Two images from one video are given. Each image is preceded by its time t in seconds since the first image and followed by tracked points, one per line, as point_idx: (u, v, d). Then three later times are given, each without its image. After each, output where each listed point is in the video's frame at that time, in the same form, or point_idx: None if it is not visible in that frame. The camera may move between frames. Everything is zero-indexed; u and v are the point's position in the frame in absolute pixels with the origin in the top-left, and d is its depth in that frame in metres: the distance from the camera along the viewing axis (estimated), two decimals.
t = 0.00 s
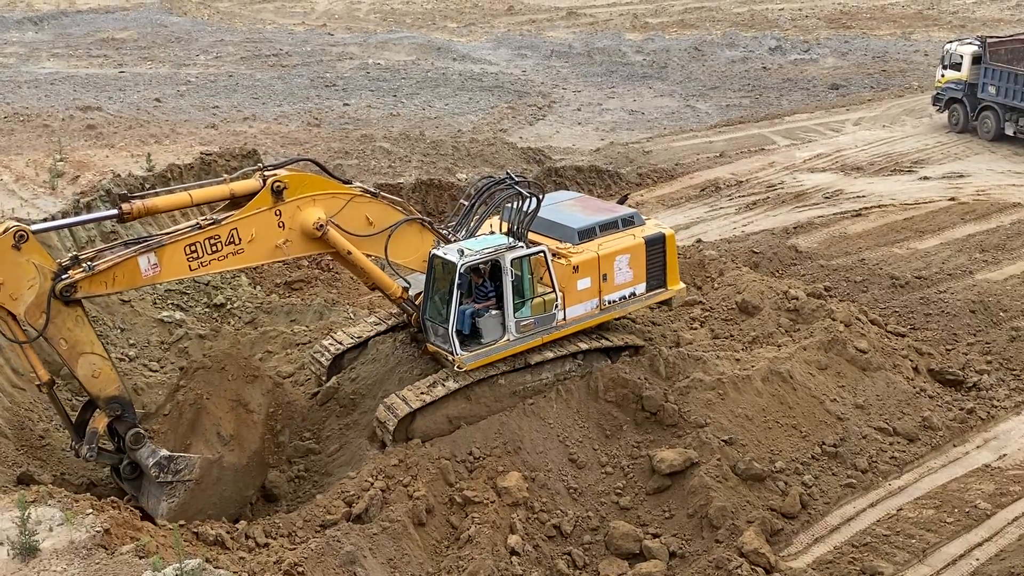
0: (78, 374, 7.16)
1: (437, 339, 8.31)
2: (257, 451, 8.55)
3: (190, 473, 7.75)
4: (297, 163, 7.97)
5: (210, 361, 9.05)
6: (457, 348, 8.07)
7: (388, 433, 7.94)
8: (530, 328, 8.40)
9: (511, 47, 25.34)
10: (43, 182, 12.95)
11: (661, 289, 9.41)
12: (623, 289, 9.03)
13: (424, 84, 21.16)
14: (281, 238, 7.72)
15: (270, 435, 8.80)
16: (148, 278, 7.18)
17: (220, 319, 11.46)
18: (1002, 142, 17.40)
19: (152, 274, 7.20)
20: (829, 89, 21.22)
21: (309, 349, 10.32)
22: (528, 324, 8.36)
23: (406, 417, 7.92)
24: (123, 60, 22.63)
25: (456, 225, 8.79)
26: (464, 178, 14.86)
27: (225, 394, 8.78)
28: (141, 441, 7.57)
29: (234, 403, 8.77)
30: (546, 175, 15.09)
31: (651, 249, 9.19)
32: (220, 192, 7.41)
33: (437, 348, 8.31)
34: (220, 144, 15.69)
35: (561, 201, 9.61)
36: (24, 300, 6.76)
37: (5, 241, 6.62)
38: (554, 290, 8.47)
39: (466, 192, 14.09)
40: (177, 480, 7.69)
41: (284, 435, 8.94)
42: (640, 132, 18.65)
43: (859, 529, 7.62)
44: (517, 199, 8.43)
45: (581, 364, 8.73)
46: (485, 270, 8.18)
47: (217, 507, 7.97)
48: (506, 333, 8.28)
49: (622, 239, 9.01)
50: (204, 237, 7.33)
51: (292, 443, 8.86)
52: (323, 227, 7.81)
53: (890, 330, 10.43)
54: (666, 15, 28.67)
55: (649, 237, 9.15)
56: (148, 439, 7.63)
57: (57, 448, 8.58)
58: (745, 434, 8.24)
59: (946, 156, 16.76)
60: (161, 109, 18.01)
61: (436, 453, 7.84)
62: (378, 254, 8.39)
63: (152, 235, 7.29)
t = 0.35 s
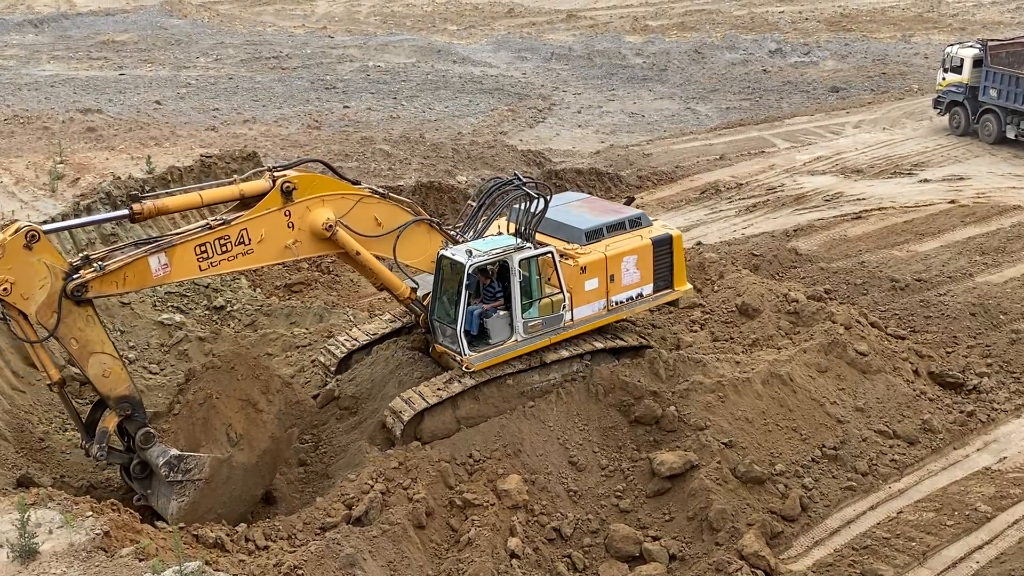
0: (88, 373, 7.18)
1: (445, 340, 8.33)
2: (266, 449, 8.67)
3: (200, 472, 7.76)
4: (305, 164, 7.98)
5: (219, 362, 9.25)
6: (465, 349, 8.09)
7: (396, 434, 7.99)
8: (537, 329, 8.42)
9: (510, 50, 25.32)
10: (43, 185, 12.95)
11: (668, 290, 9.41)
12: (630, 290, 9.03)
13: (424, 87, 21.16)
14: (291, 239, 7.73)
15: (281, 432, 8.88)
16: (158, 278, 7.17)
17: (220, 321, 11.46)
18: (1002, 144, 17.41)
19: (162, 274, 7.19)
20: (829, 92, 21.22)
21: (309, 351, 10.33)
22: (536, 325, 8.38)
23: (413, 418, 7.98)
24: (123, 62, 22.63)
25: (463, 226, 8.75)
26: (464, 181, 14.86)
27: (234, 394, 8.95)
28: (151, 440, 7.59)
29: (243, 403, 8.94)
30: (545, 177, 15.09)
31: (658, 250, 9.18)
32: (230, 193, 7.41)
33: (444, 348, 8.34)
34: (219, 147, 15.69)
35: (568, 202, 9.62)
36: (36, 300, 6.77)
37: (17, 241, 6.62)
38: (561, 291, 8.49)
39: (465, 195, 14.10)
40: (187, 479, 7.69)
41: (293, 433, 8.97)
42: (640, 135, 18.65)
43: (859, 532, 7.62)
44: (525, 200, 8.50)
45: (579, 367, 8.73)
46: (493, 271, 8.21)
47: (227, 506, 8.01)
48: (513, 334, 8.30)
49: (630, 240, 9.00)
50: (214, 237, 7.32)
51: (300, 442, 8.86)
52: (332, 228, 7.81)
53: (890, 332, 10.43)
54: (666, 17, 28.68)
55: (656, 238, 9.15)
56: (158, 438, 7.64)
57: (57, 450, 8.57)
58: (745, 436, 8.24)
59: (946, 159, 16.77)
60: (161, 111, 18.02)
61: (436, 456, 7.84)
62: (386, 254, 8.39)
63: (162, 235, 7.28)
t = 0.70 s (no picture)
0: (97, 374, 7.17)
1: (452, 340, 8.35)
2: (276, 450, 8.24)
3: (209, 471, 7.68)
4: (312, 166, 7.99)
5: (226, 360, 8.70)
6: (472, 349, 8.10)
7: (403, 433, 8.08)
8: (543, 329, 8.44)
9: (510, 52, 25.35)
10: (43, 187, 12.95)
11: (673, 291, 9.46)
12: (636, 291, 9.07)
13: (423, 89, 21.17)
14: (298, 240, 7.73)
15: (290, 434, 8.42)
16: (167, 279, 7.18)
17: (220, 323, 11.45)
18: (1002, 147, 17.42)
19: (171, 274, 7.19)
20: (829, 94, 21.23)
21: (309, 354, 10.33)
22: (542, 325, 8.40)
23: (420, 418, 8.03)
24: (123, 64, 22.66)
25: (471, 226, 8.86)
26: (464, 183, 14.87)
27: (242, 394, 8.45)
28: (160, 440, 7.57)
29: (251, 403, 8.43)
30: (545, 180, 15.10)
31: (663, 251, 9.22)
32: (238, 194, 7.41)
33: (451, 348, 8.36)
34: (219, 149, 15.70)
35: (574, 203, 9.66)
36: (45, 301, 6.76)
37: (26, 242, 6.60)
38: (568, 292, 8.49)
39: (465, 197, 14.10)
40: (196, 479, 7.62)
41: (301, 431, 8.64)
42: (640, 137, 18.66)
43: (859, 534, 7.61)
44: (530, 201, 8.45)
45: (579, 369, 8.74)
46: (499, 271, 8.19)
47: (236, 506, 7.83)
48: (520, 334, 8.32)
49: (635, 240, 9.05)
50: (222, 238, 7.32)
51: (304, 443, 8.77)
52: (340, 228, 7.83)
53: (890, 334, 10.43)
54: (666, 19, 28.72)
55: (662, 239, 9.18)
56: (167, 439, 7.62)
57: (57, 452, 8.56)
58: (745, 439, 8.23)
59: (946, 161, 16.78)
60: (161, 113, 18.03)
61: (436, 458, 7.84)
62: (393, 255, 8.40)
63: (170, 236, 7.29)
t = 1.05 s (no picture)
0: (104, 376, 7.18)
1: (457, 341, 8.43)
2: (281, 452, 8.47)
3: (215, 473, 7.73)
4: (318, 167, 7.98)
5: (233, 362, 8.93)
6: (477, 350, 8.18)
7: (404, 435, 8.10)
8: (548, 329, 8.49)
9: (510, 54, 25.35)
10: (42, 188, 12.94)
11: (677, 290, 9.50)
12: (640, 290, 9.11)
13: (424, 91, 21.17)
14: (304, 242, 7.74)
15: (295, 435, 8.68)
16: (173, 281, 7.18)
17: (219, 325, 11.46)
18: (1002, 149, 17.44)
19: (177, 277, 7.20)
20: (829, 96, 21.23)
21: (308, 356, 10.34)
22: (547, 325, 8.45)
23: (421, 423, 8.08)
24: (123, 66, 22.64)
25: (474, 227, 8.90)
26: (464, 185, 14.87)
27: (249, 396, 8.68)
28: (167, 442, 7.59)
29: (257, 405, 8.66)
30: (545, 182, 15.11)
31: (668, 250, 9.25)
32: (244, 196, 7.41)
33: (457, 349, 8.43)
34: (219, 150, 15.70)
35: (578, 202, 9.70)
36: (52, 304, 6.79)
37: (33, 245, 6.62)
38: (573, 292, 8.55)
39: (465, 199, 14.11)
40: (203, 480, 7.66)
41: (306, 433, 8.81)
42: (640, 139, 18.66)
43: (859, 536, 7.61)
44: (535, 201, 8.66)
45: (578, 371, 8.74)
46: (504, 272, 8.29)
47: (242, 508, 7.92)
48: (525, 335, 8.38)
49: (640, 240, 9.09)
50: (228, 240, 7.33)
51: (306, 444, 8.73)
52: (345, 230, 7.83)
53: (889, 336, 10.44)
54: (666, 21, 28.74)
55: (666, 238, 9.21)
56: (173, 440, 7.64)
57: (56, 453, 8.55)
58: (745, 440, 8.23)
59: (946, 163, 16.79)
60: (161, 115, 18.03)
61: (435, 459, 7.83)
62: (398, 256, 8.40)
63: (176, 238, 7.29)
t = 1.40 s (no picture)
0: (110, 378, 7.19)
1: (461, 342, 8.44)
2: (286, 454, 8.31)
3: (221, 475, 7.72)
4: (321, 168, 7.98)
5: (237, 363, 8.73)
6: (481, 350, 8.18)
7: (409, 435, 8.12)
8: (552, 330, 8.51)
9: (510, 56, 25.36)
10: (42, 190, 12.94)
11: (681, 291, 9.51)
12: (644, 291, 9.13)
13: (424, 93, 21.18)
14: (308, 243, 7.74)
15: (301, 436, 8.50)
16: (178, 283, 7.19)
17: (219, 327, 11.46)
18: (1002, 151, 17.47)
19: (182, 279, 7.21)
20: (828, 99, 21.24)
21: (308, 358, 10.34)
22: (551, 325, 8.47)
23: (426, 421, 8.07)
24: (123, 68, 22.66)
25: (478, 228, 9.00)
26: (464, 187, 14.87)
27: (253, 398, 8.49)
28: (172, 444, 7.60)
29: (262, 406, 8.48)
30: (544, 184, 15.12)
31: (671, 251, 9.27)
32: (249, 198, 7.41)
33: (460, 350, 8.44)
34: (219, 152, 15.71)
35: (581, 203, 9.72)
36: (58, 306, 6.81)
37: (39, 248, 6.64)
38: (576, 292, 8.58)
39: (465, 201, 14.12)
40: (208, 482, 7.65)
41: (311, 434, 8.65)
42: (640, 141, 18.67)
43: (859, 538, 7.61)
44: (539, 202, 8.62)
45: (578, 374, 8.75)
46: (508, 273, 8.33)
47: (248, 509, 7.84)
48: (529, 335, 8.40)
49: (643, 241, 9.11)
50: (233, 242, 7.34)
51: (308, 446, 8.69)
52: (349, 232, 7.83)
53: (889, 338, 10.44)
54: (666, 24, 28.76)
55: (669, 239, 9.23)
56: (179, 442, 7.65)
57: (55, 455, 8.54)
58: (745, 442, 8.23)
59: (945, 165, 16.80)
60: (161, 116, 18.04)
61: (435, 461, 7.83)
62: (402, 257, 8.41)
63: (181, 239, 7.30)
